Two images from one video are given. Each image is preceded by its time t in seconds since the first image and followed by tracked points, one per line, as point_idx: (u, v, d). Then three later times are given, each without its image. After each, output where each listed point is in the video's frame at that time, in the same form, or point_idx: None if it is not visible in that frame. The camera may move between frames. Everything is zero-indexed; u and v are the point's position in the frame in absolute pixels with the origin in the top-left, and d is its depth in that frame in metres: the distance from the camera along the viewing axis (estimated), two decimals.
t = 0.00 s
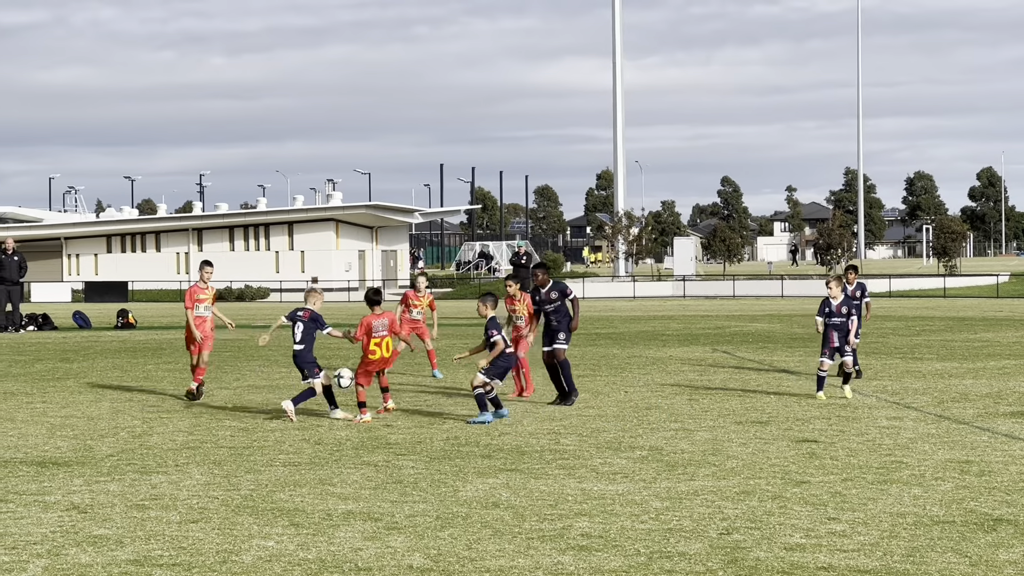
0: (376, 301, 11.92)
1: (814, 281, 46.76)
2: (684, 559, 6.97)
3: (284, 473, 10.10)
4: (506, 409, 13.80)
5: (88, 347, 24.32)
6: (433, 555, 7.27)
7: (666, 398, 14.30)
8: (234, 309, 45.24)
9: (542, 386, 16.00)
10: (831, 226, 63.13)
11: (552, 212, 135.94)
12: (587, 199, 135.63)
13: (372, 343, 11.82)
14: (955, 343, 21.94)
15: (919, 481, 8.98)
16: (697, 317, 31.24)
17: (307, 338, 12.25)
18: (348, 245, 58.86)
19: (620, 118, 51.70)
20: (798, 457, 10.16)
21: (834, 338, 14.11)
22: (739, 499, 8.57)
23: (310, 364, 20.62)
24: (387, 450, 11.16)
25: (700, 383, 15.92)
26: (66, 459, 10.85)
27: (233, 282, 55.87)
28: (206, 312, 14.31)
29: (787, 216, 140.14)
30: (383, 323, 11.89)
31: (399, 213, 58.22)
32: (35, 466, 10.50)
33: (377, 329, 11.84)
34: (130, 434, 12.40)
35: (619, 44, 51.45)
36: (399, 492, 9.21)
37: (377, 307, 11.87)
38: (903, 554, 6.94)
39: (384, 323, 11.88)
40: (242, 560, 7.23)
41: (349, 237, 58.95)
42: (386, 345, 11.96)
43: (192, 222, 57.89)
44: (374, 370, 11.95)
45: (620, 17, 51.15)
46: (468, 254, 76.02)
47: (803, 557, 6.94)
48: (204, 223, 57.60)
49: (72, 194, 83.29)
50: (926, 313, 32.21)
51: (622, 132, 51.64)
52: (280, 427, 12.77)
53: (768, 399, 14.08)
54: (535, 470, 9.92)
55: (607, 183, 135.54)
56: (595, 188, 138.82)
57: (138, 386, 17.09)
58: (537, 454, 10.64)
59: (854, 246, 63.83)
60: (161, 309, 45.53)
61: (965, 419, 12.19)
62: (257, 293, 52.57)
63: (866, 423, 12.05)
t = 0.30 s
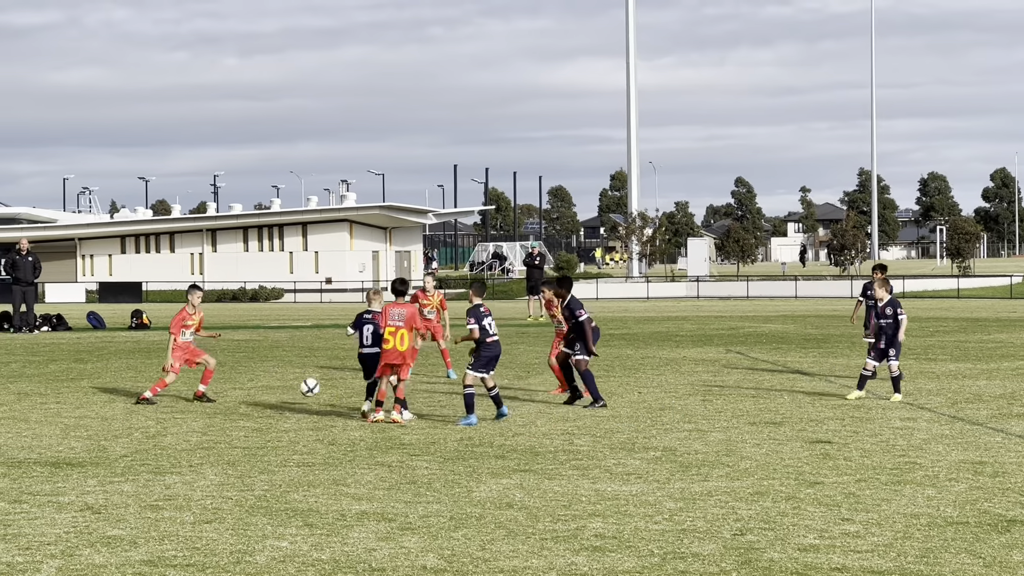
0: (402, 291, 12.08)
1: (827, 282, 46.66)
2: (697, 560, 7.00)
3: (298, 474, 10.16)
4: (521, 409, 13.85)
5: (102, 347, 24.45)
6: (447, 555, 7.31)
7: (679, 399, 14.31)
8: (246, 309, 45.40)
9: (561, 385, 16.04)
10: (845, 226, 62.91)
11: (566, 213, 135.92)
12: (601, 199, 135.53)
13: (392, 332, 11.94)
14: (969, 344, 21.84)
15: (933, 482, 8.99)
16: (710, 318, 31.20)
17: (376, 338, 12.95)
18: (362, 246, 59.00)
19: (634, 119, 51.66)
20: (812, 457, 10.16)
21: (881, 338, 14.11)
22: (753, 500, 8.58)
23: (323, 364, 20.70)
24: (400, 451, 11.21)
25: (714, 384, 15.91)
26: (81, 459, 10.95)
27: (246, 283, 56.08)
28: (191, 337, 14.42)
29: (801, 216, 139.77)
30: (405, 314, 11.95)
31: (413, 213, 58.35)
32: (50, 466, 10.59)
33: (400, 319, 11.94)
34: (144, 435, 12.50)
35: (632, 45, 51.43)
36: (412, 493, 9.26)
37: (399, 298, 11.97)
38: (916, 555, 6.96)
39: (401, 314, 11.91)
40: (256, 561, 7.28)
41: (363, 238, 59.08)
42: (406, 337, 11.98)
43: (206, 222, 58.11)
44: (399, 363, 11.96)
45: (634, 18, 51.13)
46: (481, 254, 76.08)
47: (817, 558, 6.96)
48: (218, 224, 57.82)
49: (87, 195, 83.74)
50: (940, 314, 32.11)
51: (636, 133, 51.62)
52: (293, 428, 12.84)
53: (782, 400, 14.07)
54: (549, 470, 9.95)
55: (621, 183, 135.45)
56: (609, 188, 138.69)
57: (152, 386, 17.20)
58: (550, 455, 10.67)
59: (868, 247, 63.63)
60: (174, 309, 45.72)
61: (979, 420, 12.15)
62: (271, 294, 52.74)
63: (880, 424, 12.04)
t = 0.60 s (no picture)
0: (428, 296, 12.19)
1: (836, 284, 46.55)
2: (708, 561, 6.99)
3: (307, 475, 10.18)
4: (530, 411, 13.85)
5: (112, 349, 24.48)
6: (456, 557, 7.32)
7: (689, 401, 14.29)
8: (255, 311, 45.45)
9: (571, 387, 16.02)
10: (854, 228, 62.77)
11: (575, 215, 135.88)
12: (609, 201, 135.48)
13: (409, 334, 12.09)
14: (980, 346, 21.75)
15: (944, 484, 8.97)
16: (720, 320, 31.13)
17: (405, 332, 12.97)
18: (371, 248, 59.06)
19: (643, 120, 51.63)
20: (822, 459, 10.14)
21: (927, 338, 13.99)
22: (763, 502, 8.57)
23: (332, 366, 20.71)
24: (409, 452, 11.22)
25: (723, 385, 15.89)
26: (90, 460, 10.98)
27: (255, 284, 56.16)
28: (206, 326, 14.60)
29: (809, 218, 139.55)
30: (423, 317, 12.11)
31: (422, 215, 58.41)
32: (58, 467, 10.61)
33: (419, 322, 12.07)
34: (153, 436, 12.53)
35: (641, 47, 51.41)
36: (422, 494, 9.27)
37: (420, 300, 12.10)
38: (927, 557, 6.94)
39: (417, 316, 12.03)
40: (266, 562, 7.29)
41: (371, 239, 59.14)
42: (422, 339, 12.06)
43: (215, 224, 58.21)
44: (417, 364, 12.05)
45: (643, 20, 51.10)
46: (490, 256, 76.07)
47: (828, 560, 6.94)
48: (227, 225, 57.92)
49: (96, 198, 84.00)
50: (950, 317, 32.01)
51: (645, 134, 51.58)
52: (302, 430, 12.86)
53: (792, 402, 14.05)
54: (558, 472, 9.95)
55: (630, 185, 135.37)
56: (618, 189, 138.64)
57: (161, 388, 17.24)
58: (560, 457, 10.66)
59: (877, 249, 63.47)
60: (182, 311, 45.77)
61: (990, 423, 12.11)
62: (280, 295, 52.79)
63: (890, 426, 12.01)
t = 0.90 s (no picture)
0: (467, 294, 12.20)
1: (841, 285, 46.50)
2: (712, 564, 6.98)
3: (311, 476, 10.19)
4: (535, 412, 13.85)
5: (117, 351, 24.46)
6: (461, 559, 7.32)
7: (693, 402, 14.29)
8: (260, 313, 45.43)
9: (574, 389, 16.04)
10: (858, 230, 62.71)
11: (580, 216, 135.84)
12: (613, 203, 135.43)
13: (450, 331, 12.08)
14: (985, 348, 21.72)
15: (949, 486, 8.95)
16: (724, 322, 31.11)
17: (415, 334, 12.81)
18: (375, 249, 59.07)
19: (648, 122, 51.60)
20: (826, 461, 10.12)
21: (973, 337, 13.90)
22: (768, 503, 8.56)
23: (335, 368, 20.70)
24: (414, 453, 11.23)
25: (727, 387, 15.88)
26: (95, 462, 10.98)
27: (260, 285, 56.20)
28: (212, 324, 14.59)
29: (814, 220, 139.47)
30: (464, 314, 12.10)
31: (426, 216, 58.45)
32: (63, 468, 10.63)
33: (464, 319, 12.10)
34: (158, 437, 12.54)
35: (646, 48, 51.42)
36: (426, 496, 9.26)
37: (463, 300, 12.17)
38: (931, 560, 6.93)
39: (463, 314, 12.10)
40: (270, 563, 7.29)
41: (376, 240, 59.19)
42: (463, 337, 12.04)
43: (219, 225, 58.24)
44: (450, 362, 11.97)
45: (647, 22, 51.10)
46: (495, 257, 76.12)
47: (832, 562, 6.93)
48: (231, 227, 57.95)
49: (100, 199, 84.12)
50: (953, 319, 31.97)
51: (649, 136, 51.57)
52: (306, 431, 12.86)
53: (796, 403, 14.05)
54: (563, 474, 9.95)
55: (634, 187, 135.31)
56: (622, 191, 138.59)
57: (166, 388, 17.25)
58: (564, 458, 10.66)
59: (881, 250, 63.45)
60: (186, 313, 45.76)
61: (995, 424, 12.10)
62: (284, 297, 52.79)
63: (895, 428, 11.99)
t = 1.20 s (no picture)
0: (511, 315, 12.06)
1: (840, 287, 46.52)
2: (711, 566, 6.98)
3: (311, 478, 10.20)
4: (534, 414, 13.85)
5: (117, 352, 24.48)
6: (460, 560, 7.32)
7: (693, 404, 14.30)
8: (259, 314, 45.44)
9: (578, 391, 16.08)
10: (858, 232, 62.67)
11: (579, 218, 135.89)
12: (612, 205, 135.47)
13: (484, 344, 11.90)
14: (985, 350, 21.73)
15: (948, 488, 8.95)
16: (724, 324, 31.16)
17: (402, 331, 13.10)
18: (374, 251, 59.08)
19: (647, 124, 51.62)
20: (826, 463, 10.13)
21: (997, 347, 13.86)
22: (767, 505, 8.57)
23: (335, 369, 20.72)
24: (414, 455, 11.23)
25: (727, 389, 15.88)
26: (94, 463, 10.98)
27: (259, 287, 56.21)
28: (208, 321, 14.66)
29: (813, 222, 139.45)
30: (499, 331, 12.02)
31: (426, 218, 58.49)
32: (63, 470, 10.64)
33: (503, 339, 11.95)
34: (157, 439, 12.55)
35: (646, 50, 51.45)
36: (426, 498, 9.26)
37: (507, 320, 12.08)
38: (931, 562, 6.93)
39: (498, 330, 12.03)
40: (270, 565, 7.30)
41: (376, 242, 59.20)
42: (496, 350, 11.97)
43: (219, 227, 58.26)
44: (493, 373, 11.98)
45: (647, 24, 51.14)
46: (495, 259, 76.14)
47: (831, 564, 6.94)
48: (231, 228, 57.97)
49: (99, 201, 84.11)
50: (953, 321, 31.97)
51: (649, 138, 51.59)
52: (306, 433, 12.86)
53: (796, 406, 14.05)
54: (562, 476, 9.95)
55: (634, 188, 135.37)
56: (621, 192, 138.63)
57: (167, 390, 17.29)
58: (564, 460, 10.67)
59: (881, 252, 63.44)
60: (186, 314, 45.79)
61: (994, 427, 12.11)
62: (283, 298, 52.80)
63: (894, 430, 11.98)
